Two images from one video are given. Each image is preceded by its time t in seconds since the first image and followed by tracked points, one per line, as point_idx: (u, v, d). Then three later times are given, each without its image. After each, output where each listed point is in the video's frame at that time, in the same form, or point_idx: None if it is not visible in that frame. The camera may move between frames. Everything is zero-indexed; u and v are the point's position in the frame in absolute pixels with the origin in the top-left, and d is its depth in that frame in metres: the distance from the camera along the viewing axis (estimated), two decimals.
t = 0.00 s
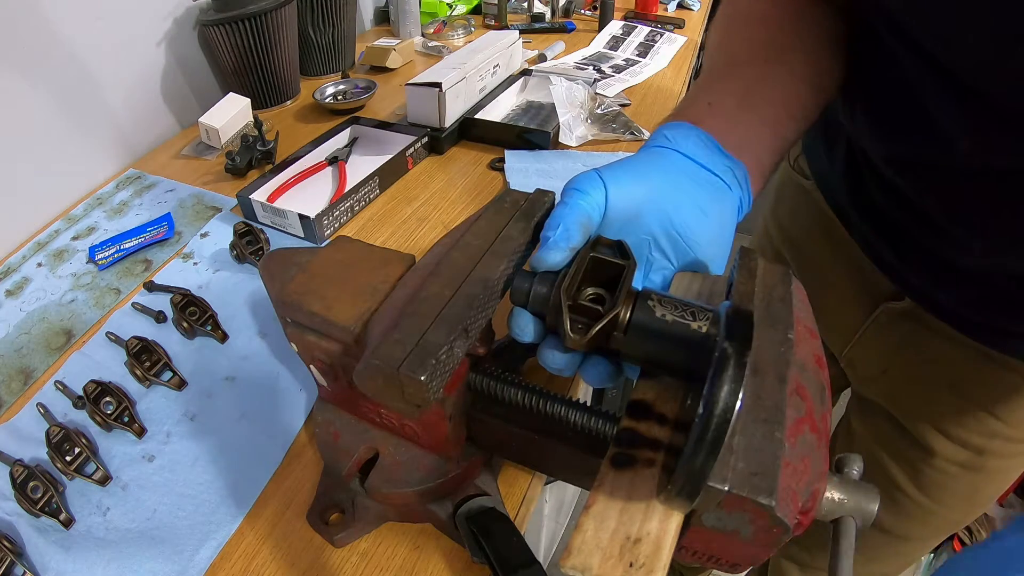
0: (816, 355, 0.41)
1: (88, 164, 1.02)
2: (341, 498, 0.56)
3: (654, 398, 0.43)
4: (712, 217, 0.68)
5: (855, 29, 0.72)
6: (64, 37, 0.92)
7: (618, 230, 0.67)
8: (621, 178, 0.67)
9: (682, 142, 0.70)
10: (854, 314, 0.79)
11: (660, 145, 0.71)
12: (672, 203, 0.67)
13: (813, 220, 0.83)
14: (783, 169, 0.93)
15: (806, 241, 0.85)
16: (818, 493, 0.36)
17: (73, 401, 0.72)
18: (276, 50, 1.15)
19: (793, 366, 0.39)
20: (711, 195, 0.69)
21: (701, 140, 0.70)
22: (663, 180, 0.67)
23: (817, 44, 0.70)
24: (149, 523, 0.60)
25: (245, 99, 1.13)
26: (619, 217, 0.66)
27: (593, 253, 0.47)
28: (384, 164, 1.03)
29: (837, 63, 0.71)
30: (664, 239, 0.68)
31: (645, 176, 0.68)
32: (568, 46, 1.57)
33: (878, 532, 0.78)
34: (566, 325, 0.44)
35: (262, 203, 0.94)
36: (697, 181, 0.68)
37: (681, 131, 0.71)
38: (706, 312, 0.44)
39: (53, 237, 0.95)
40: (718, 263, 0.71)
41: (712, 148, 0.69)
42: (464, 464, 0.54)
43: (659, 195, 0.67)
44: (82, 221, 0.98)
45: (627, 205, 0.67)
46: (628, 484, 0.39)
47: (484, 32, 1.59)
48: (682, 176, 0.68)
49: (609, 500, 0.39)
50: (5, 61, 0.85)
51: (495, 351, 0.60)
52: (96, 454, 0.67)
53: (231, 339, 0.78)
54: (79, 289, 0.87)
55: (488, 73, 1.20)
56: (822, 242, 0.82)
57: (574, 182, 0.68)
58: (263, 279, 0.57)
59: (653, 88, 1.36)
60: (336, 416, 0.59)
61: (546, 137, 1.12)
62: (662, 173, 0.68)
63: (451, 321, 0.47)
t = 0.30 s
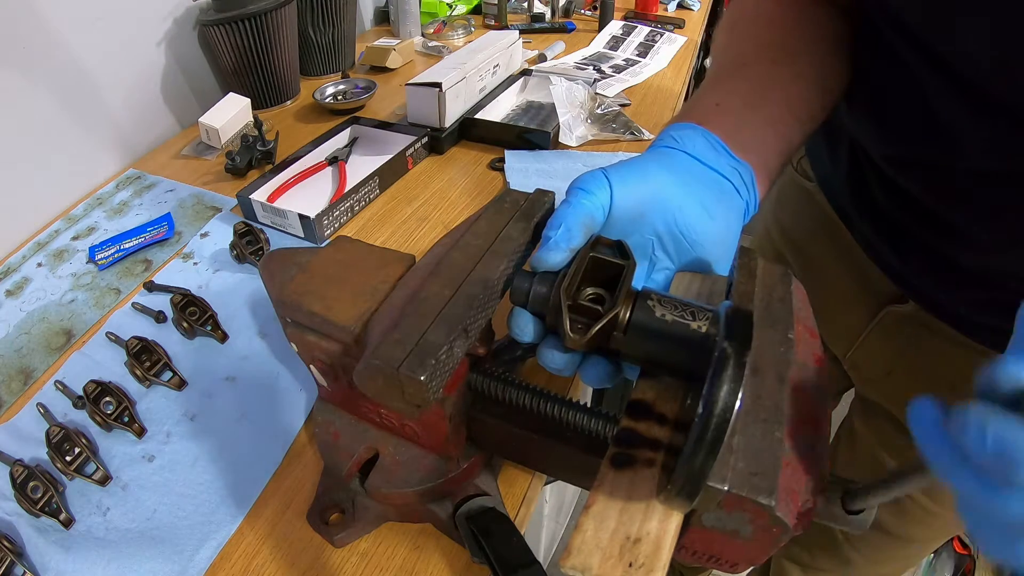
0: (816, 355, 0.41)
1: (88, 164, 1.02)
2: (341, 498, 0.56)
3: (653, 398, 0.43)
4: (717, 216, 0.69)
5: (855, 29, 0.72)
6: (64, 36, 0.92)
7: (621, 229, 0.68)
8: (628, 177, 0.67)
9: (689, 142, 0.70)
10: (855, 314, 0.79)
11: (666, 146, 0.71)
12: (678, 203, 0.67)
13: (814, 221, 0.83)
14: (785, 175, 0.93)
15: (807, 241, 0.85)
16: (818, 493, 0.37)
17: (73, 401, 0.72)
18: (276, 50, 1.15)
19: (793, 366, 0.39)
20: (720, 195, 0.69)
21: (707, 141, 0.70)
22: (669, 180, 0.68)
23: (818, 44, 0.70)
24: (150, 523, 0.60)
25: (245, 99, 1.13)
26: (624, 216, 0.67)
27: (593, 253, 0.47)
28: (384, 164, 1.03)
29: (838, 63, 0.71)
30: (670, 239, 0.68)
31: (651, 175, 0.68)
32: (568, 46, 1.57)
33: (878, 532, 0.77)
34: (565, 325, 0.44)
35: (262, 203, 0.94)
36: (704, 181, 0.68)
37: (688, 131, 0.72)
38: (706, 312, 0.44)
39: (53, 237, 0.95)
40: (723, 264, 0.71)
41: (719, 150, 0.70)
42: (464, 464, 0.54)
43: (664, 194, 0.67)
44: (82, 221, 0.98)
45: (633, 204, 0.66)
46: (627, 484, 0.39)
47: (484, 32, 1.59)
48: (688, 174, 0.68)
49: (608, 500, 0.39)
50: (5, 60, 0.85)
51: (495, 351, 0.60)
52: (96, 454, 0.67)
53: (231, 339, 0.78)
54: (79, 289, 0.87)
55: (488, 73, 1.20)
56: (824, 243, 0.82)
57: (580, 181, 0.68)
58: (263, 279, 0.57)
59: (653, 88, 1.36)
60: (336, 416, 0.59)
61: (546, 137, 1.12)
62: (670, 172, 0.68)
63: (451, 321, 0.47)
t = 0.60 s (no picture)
0: (815, 355, 0.41)
1: (88, 164, 1.02)
2: (341, 498, 0.56)
3: (652, 397, 0.43)
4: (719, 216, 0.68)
5: (855, 29, 0.72)
6: (64, 36, 0.92)
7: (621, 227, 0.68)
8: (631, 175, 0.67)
9: (692, 141, 0.70)
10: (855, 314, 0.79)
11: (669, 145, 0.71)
12: (680, 202, 0.67)
13: (816, 221, 0.83)
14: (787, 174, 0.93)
15: (808, 241, 0.85)
16: (817, 493, 0.37)
17: (73, 401, 0.72)
18: (276, 50, 1.15)
19: (791, 366, 0.39)
20: (721, 195, 0.69)
21: (710, 140, 0.70)
22: (671, 179, 0.67)
23: (818, 44, 0.70)
24: (150, 523, 0.61)
25: (245, 99, 1.13)
26: (626, 215, 0.67)
27: (591, 252, 0.47)
28: (384, 164, 1.03)
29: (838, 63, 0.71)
30: (670, 239, 0.68)
31: (654, 174, 0.67)
32: (568, 46, 1.57)
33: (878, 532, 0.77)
34: (563, 324, 0.44)
35: (262, 203, 0.94)
36: (705, 182, 0.68)
37: (690, 131, 0.72)
38: (704, 311, 0.44)
39: (53, 237, 0.95)
40: (723, 263, 0.71)
41: (722, 150, 0.70)
42: (464, 464, 0.54)
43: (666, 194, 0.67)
44: (82, 221, 0.98)
45: (634, 203, 0.66)
46: (625, 484, 0.39)
47: (484, 32, 1.59)
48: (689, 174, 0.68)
49: (606, 499, 0.39)
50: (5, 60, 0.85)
51: (495, 351, 0.61)
52: (96, 454, 0.67)
53: (231, 339, 0.79)
54: (79, 289, 0.87)
55: (488, 73, 1.20)
56: (826, 243, 0.82)
57: (581, 179, 0.67)
58: (263, 279, 0.57)
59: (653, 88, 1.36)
60: (336, 416, 0.59)
61: (546, 137, 1.12)
62: (673, 171, 0.68)
63: (451, 321, 0.47)
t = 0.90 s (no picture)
0: (813, 354, 0.41)
1: (87, 164, 1.02)
2: (341, 498, 0.56)
3: (650, 396, 0.43)
4: (721, 217, 0.69)
5: (855, 29, 0.72)
6: (64, 36, 0.92)
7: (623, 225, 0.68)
8: (634, 174, 0.67)
9: (694, 140, 0.70)
10: (855, 314, 0.79)
11: (672, 143, 0.71)
12: (681, 201, 0.67)
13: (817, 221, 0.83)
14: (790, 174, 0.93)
15: (808, 241, 0.85)
16: (814, 492, 0.37)
17: (73, 401, 0.72)
18: (276, 50, 1.15)
19: (789, 365, 0.39)
20: (722, 194, 0.69)
21: (711, 140, 0.70)
22: (672, 178, 0.68)
23: (818, 44, 0.70)
24: (149, 523, 0.60)
25: (245, 99, 1.13)
26: (627, 213, 0.67)
27: (589, 252, 0.48)
28: (384, 164, 1.03)
29: (839, 63, 0.71)
30: (670, 238, 0.69)
31: (655, 172, 0.68)
32: (568, 46, 1.57)
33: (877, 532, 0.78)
34: (561, 324, 0.44)
35: (262, 203, 0.94)
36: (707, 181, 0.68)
37: (692, 129, 0.71)
38: (702, 311, 0.44)
39: (53, 237, 0.95)
40: (723, 264, 0.71)
41: (723, 150, 0.70)
42: (464, 464, 0.54)
43: (667, 192, 0.67)
44: (82, 221, 0.98)
45: (635, 201, 0.67)
46: (623, 484, 0.39)
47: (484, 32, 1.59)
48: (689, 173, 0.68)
49: (605, 499, 0.39)
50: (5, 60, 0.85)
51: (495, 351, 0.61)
52: (96, 454, 0.67)
53: (231, 339, 0.78)
54: (79, 289, 0.87)
55: (488, 73, 1.20)
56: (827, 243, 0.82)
57: (582, 177, 0.67)
58: (263, 279, 0.57)
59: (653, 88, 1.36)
60: (336, 416, 0.59)
61: (546, 137, 1.12)
62: (673, 171, 0.68)
63: (451, 321, 0.47)
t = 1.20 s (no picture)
0: (811, 354, 0.41)
1: (88, 164, 1.02)
2: (341, 498, 0.56)
3: (648, 396, 0.43)
4: (720, 216, 0.68)
5: (855, 29, 0.72)
6: (65, 36, 0.92)
7: (621, 224, 0.68)
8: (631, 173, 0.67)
9: (693, 139, 0.70)
10: (855, 314, 0.79)
11: (671, 143, 0.71)
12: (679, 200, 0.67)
13: (818, 222, 0.83)
14: (790, 174, 0.93)
15: (808, 241, 0.85)
16: (813, 492, 0.37)
17: (73, 401, 0.72)
18: (276, 50, 1.15)
19: (787, 365, 0.39)
20: (720, 194, 0.69)
21: (711, 139, 0.70)
22: (671, 177, 0.68)
23: (818, 44, 0.71)
24: (150, 523, 0.61)
25: (245, 99, 1.13)
26: (625, 212, 0.67)
27: (587, 252, 0.48)
28: (384, 164, 1.03)
29: (840, 63, 0.71)
30: (668, 237, 0.69)
31: (653, 171, 0.68)
32: (568, 46, 1.58)
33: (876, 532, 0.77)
34: (559, 323, 0.44)
35: (262, 203, 0.94)
36: (705, 181, 0.68)
37: (693, 129, 0.71)
38: (699, 310, 0.44)
39: (53, 237, 0.95)
40: (723, 263, 0.71)
41: (723, 149, 0.70)
42: (464, 464, 0.54)
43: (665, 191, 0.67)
44: (82, 221, 0.98)
45: (632, 201, 0.66)
46: (621, 483, 0.39)
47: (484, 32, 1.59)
48: (688, 172, 0.68)
49: (603, 498, 0.39)
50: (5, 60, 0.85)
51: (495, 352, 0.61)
52: (97, 454, 0.67)
53: (231, 340, 0.79)
54: (79, 289, 0.87)
55: (488, 73, 1.20)
56: (829, 243, 0.82)
57: (580, 176, 0.67)
58: (264, 279, 0.57)
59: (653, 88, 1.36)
60: (336, 416, 0.59)
61: (546, 137, 1.12)
62: (673, 170, 0.68)
63: (451, 321, 0.47)
